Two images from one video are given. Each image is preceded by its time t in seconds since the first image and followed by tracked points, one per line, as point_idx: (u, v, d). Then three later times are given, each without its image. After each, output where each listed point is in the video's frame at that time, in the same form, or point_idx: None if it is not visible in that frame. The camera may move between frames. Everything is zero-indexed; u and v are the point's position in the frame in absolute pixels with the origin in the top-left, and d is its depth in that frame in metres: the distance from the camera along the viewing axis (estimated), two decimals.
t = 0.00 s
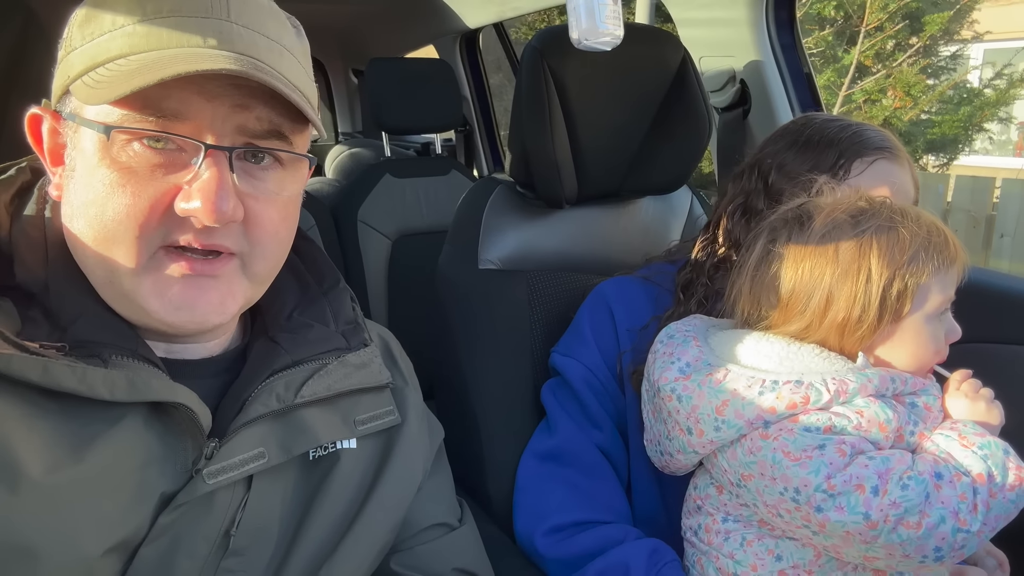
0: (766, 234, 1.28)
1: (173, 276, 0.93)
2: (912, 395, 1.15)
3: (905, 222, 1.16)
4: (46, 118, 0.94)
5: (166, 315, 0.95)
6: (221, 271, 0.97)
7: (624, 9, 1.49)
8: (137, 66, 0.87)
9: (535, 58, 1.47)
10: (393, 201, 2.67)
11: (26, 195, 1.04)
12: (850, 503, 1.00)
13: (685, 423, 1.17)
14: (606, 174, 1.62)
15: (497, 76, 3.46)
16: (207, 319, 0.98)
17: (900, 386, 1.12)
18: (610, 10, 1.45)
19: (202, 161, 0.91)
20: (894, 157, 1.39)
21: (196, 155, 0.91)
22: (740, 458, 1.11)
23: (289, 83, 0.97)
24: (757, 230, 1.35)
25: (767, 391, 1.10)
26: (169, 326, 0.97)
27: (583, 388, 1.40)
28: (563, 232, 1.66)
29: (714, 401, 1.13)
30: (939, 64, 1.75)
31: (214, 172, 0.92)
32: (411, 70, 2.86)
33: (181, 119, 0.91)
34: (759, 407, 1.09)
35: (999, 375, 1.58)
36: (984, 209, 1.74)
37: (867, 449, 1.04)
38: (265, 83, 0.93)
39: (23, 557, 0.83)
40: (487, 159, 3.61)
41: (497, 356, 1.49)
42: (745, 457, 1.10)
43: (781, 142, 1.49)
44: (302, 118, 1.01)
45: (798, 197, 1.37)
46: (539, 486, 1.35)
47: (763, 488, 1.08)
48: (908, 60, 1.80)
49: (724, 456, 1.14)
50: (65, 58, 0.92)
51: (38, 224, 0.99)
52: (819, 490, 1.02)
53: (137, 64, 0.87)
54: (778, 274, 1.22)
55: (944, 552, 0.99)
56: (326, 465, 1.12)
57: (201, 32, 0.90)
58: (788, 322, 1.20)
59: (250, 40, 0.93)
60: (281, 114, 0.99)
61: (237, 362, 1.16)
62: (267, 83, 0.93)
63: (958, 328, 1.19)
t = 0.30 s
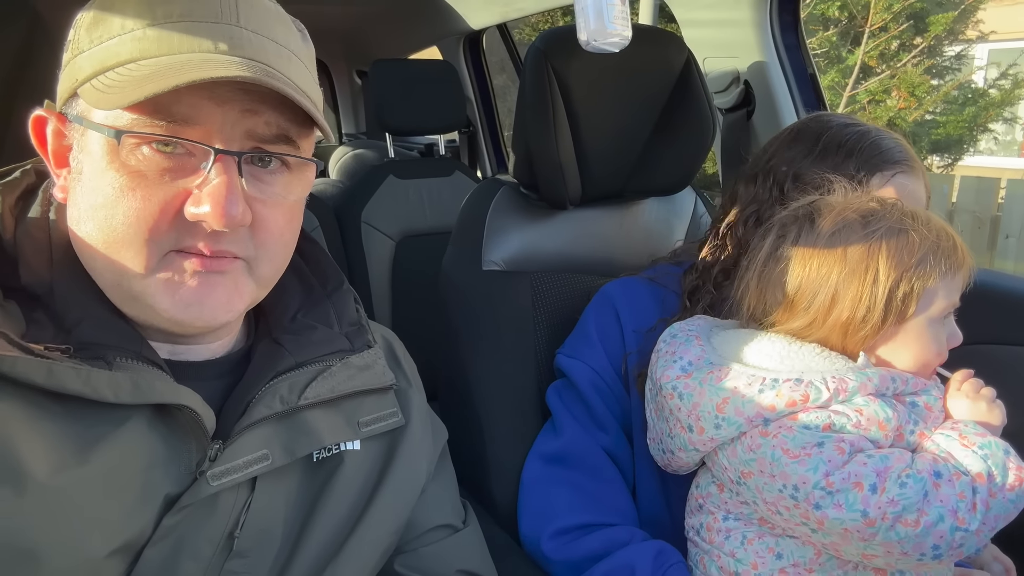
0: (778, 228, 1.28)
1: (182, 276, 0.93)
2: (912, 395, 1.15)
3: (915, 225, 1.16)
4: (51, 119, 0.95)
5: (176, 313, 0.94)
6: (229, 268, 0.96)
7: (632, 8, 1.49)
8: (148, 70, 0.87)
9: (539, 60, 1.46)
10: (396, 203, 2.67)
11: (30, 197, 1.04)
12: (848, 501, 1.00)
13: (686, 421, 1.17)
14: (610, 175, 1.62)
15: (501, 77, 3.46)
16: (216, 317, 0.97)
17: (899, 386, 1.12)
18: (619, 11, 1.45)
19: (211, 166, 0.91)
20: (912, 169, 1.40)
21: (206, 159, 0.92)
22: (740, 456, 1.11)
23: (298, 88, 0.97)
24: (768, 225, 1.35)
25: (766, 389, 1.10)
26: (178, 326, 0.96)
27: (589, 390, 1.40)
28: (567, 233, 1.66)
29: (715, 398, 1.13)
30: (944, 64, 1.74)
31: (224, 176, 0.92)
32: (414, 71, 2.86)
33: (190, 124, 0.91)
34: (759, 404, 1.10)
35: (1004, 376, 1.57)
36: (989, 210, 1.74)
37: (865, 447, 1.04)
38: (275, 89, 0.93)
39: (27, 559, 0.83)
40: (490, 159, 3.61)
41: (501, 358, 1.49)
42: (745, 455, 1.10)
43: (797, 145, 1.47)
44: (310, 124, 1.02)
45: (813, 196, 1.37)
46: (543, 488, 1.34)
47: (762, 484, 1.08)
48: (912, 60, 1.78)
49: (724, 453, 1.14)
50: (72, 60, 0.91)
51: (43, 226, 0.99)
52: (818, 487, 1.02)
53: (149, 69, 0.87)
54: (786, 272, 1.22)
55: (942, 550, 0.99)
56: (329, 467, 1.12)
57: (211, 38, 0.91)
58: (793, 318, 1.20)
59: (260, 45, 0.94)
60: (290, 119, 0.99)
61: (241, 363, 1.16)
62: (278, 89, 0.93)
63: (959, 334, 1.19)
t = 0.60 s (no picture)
0: (775, 226, 1.28)
1: (185, 276, 0.93)
2: (905, 395, 1.15)
3: (911, 227, 1.16)
4: (53, 120, 0.95)
5: (177, 313, 0.94)
6: (230, 267, 0.96)
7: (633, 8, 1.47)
8: (152, 71, 0.87)
9: (541, 59, 1.46)
10: (398, 203, 2.66)
11: (34, 198, 1.04)
12: (838, 498, 1.01)
13: (681, 419, 1.18)
14: (613, 175, 1.62)
15: (503, 78, 3.45)
16: (218, 315, 0.97)
17: (891, 385, 1.13)
18: (618, 12, 1.43)
19: (214, 167, 0.91)
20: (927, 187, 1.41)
21: (208, 161, 0.92)
22: (733, 454, 1.11)
23: (301, 90, 0.97)
24: (763, 221, 1.34)
25: (758, 387, 1.10)
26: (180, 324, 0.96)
27: (593, 393, 1.39)
28: (569, 233, 1.66)
29: (708, 396, 1.13)
30: (947, 64, 1.73)
31: (226, 177, 0.92)
32: (416, 71, 2.86)
33: (193, 125, 0.91)
34: (751, 403, 1.10)
35: (1006, 376, 1.56)
36: (992, 210, 1.74)
37: (857, 446, 1.04)
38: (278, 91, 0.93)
39: (29, 561, 0.83)
40: (493, 159, 3.60)
41: (504, 358, 1.49)
42: (736, 453, 1.10)
43: (814, 151, 1.46)
44: (312, 125, 1.02)
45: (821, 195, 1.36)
46: (546, 490, 1.34)
47: (754, 483, 1.08)
48: (915, 61, 1.78)
49: (718, 452, 1.15)
50: (75, 61, 0.92)
51: (46, 227, 0.99)
52: (808, 484, 1.02)
53: (152, 70, 0.87)
54: (783, 270, 1.22)
55: (931, 549, 0.99)
56: (332, 467, 1.12)
57: (214, 38, 0.91)
58: (788, 316, 1.20)
59: (263, 46, 0.93)
60: (292, 120, 0.99)
61: (244, 364, 1.16)
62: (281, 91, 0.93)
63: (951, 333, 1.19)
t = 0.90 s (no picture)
0: (761, 223, 1.28)
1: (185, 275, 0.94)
2: (890, 393, 1.15)
3: (895, 224, 1.16)
4: (51, 120, 0.95)
5: (180, 318, 0.95)
6: (233, 275, 0.98)
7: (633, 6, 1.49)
8: (151, 74, 0.87)
9: (542, 58, 1.46)
10: (399, 202, 2.66)
11: (34, 195, 1.04)
12: (824, 497, 1.01)
13: (669, 420, 1.18)
14: (614, 175, 1.62)
15: (504, 77, 3.45)
16: (221, 321, 0.98)
17: (876, 383, 1.14)
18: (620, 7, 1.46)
19: (214, 169, 0.92)
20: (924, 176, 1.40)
21: (208, 163, 0.92)
22: (719, 454, 1.12)
23: (301, 90, 0.97)
24: (751, 218, 1.35)
25: (743, 389, 1.11)
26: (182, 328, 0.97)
27: (593, 390, 1.40)
28: (570, 232, 1.66)
29: (695, 397, 1.14)
30: (948, 64, 1.72)
31: (228, 180, 0.92)
32: (418, 70, 2.86)
33: (191, 126, 0.91)
34: (736, 403, 1.10)
35: (1006, 376, 1.56)
36: (992, 210, 1.74)
37: (843, 445, 1.05)
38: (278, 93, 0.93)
39: (30, 557, 0.84)
40: (494, 159, 3.61)
41: (504, 356, 1.49)
42: (723, 454, 1.11)
43: (806, 150, 1.50)
44: (311, 124, 1.02)
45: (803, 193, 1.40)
46: (546, 487, 1.34)
47: (741, 483, 1.09)
48: (916, 60, 1.77)
49: (706, 452, 1.15)
50: (73, 61, 0.92)
51: (48, 223, 0.99)
52: (793, 484, 1.03)
53: (151, 73, 0.87)
54: (769, 266, 1.23)
55: (917, 547, 1.00)
56: (333, 465, 1.12)
57: (213, 39, 0.91)
58: (773, 312, 1.21)
59: (262, 47, 0.94)
60: (291, 120, 0.99)
61: (245, 362, 1.16)
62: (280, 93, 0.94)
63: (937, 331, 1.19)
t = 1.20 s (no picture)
0: (751, 226, 1.30)
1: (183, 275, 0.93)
2: (883, 396, 1.16)
3: (885, 227, 1.16)
4: (48, 122, 0.95)
5: (181, 310, 0.95)
6: (231, 265, 0.97)
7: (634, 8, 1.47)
8: (147, 76, 0.87)
9: (542, 59, 1.46)
10: (399, 202, 2.66)
11: (32, 195, 1.04)
12: (817, 503, 1.01)
13: (663, 425, 1.18)
14: (615, 176, 1.62)
15: (505, 77, 3.44)
16: (220, 313, 0.98)
17: (868, 387, 1.13)
18: (619, 10, 1.43)
19: (211, 170, 0.91)
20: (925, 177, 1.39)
21: (205, 164, 0.91)
22: (713, 459, 1.12)
23: (298, 92, 0.97)
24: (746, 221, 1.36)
25: (734, 394, 1.11)
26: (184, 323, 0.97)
27: (592, 391, 1.39)
28: (570, 233, 1.66)
29: (687, 403, 1.14)
30: (948, 65, 1.72)
31: (226, 181, 0.92)
32: (419, 70, 2.86)
33: (188, 127, 0.91)
34: (728, 408, 1.11)
35: (1007, 377, 1.56)
36: (993, 211, 1.73)
37: (835, 449, 1.05)
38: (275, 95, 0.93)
39: (28, 557, 0.83)
40: (494, 159, 3.61)
41: (503, 357, 1.48)
42: (717, 459, 1.11)
43: (806, 153, 1.51)
44: (309, 124, 1.01)
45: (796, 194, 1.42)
46: (545, 489, 1.34)
47: (735, 488, 1.09)
48: (917, 61, 1.77)
49: (700, 457, 1.15)
50: (69, 62, 0.91)
51: (45, 223, 0.99)
52: (786, 489, 1.03)
53: (148, 75, 0.87)
54: (759, 269, 1.23)
55: (910, 553, 1.00)
56: (331, 466, 1.12)
57: (209, 40, 0.91)
58: (763, 315, 1.21)
59: (258, 47, 0.93)
60: (289, 120, 0.99)
61: (243, 362, 1.16)
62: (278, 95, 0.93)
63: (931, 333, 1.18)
